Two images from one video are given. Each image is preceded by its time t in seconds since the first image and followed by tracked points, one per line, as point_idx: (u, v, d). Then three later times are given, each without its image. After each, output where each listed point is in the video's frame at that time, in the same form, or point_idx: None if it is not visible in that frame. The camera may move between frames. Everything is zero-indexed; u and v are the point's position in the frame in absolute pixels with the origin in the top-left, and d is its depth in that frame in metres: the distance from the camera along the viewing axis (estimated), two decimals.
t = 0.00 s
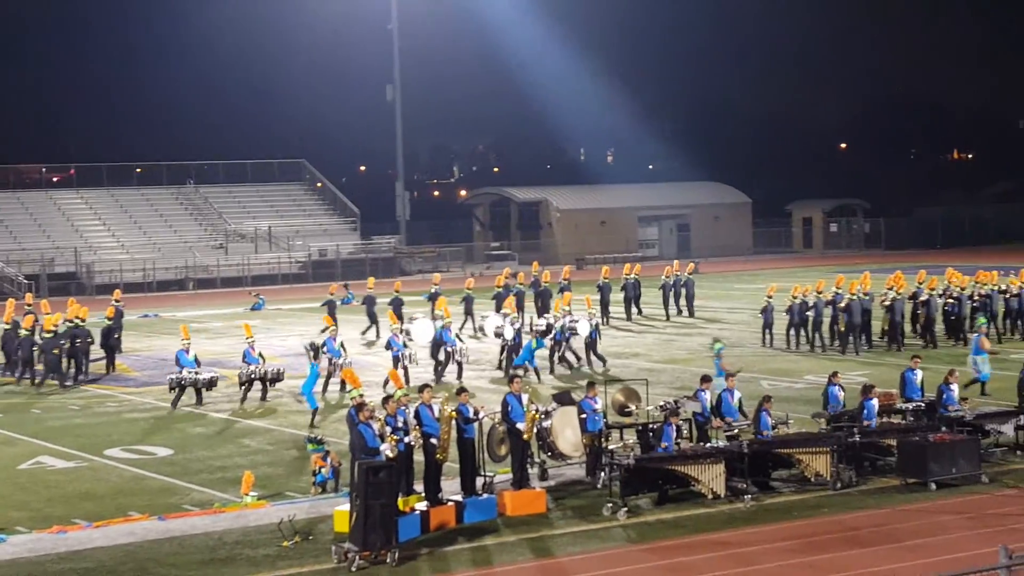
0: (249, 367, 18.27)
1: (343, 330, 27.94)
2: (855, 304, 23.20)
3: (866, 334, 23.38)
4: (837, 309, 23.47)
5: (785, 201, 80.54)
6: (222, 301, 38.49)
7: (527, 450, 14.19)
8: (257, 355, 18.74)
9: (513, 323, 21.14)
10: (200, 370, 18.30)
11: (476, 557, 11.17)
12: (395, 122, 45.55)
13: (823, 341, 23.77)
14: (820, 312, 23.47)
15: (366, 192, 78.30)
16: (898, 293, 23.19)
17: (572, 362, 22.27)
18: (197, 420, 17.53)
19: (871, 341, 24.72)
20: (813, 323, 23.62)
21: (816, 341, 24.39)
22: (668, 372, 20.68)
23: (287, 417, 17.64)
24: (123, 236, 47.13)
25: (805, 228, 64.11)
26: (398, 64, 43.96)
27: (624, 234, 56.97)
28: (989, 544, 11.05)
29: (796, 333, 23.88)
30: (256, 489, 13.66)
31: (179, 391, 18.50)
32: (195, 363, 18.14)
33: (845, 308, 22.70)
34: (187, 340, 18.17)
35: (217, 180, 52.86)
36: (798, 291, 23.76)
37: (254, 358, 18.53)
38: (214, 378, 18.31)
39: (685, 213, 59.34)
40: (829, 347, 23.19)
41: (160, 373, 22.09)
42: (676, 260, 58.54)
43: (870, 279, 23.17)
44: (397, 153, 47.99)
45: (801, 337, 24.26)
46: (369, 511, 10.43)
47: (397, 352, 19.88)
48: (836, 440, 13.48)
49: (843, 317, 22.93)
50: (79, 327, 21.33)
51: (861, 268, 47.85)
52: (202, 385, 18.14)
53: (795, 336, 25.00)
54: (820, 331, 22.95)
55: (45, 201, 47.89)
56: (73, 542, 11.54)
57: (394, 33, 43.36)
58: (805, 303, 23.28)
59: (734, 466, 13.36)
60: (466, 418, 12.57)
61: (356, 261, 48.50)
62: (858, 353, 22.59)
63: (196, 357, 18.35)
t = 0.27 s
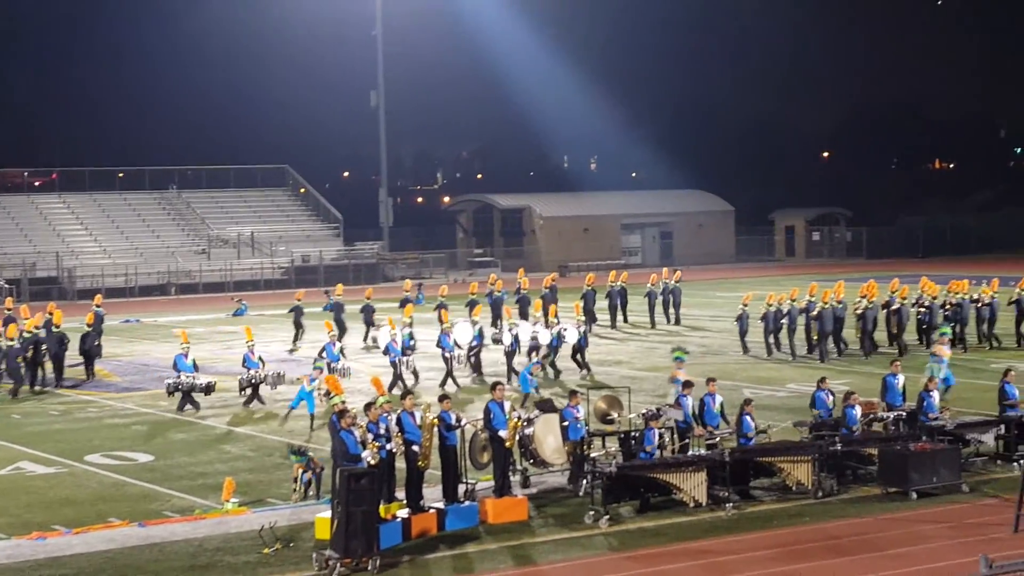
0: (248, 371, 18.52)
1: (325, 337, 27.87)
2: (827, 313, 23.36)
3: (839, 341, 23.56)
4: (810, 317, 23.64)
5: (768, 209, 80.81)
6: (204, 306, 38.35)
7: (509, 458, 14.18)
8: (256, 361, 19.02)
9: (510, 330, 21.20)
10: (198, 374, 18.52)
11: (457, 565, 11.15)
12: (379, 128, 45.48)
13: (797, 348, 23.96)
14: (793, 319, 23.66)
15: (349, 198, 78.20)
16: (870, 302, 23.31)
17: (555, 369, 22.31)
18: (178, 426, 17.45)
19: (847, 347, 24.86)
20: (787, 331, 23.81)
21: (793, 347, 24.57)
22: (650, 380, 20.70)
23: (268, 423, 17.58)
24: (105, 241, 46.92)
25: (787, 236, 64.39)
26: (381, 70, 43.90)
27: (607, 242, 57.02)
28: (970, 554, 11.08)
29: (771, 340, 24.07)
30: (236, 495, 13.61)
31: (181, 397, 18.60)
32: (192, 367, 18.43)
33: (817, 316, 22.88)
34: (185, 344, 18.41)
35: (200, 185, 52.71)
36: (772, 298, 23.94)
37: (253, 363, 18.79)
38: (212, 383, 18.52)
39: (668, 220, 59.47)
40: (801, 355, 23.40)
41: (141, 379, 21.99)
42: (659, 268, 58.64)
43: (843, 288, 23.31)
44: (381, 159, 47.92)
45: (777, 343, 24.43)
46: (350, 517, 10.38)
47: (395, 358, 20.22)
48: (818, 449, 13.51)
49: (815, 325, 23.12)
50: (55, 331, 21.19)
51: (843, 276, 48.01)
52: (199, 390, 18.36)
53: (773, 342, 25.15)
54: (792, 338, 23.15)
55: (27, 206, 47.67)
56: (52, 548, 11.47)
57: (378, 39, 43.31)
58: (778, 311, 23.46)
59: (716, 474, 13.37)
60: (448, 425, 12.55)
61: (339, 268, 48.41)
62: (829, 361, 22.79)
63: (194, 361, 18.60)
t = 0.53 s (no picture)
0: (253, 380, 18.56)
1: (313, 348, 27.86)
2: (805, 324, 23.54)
3: (818, 352, 23.73)
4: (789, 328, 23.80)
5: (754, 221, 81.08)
6: (191, 317, 38.27)
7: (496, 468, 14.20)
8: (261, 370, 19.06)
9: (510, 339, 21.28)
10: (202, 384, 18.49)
11: None
12: (366, 140, 45.48)
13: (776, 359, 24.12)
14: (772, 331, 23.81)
15: (336, 209, 78.17)
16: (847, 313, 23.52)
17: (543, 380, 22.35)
18: (165, 436, 17.41)
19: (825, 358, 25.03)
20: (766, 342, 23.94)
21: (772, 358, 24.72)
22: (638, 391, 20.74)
23: (256, 434, 17.55)
24: (92, 251, 46.80)
25: (773, 247, 64.60)
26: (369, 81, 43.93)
27: (595, 253, 57.10)
28: (955, 565, 11.13)
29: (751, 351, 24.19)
30: (223, 506, 13.58)
31: (184, 403, 18.79)
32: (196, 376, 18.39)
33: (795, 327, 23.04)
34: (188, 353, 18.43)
35: (187, 195, 52.66)
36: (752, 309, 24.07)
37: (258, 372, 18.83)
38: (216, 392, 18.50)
39: (655, 232, 59.60)
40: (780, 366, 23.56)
41: (129, 388, 21.95)
42: (647, 279, 58.73)
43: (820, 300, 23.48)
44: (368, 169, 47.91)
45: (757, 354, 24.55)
46: (337, 528, 10.31)
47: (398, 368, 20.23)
48: (804, 460, 13.56)
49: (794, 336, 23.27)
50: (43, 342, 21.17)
51: (829, 288, 48.18)
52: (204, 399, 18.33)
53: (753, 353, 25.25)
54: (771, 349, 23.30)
55: (13, 215, 47.54)
56: (38, 558, 11.42)
57: (366, 50, 43.35)
58: (758, 322, 23.60)
59: (703, 485, 13.41)
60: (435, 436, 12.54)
61: (326, 278, 48.36)
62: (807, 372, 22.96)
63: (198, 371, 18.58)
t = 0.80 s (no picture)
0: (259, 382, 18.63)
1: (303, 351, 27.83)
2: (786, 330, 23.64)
3: (799, 357, 23.82)
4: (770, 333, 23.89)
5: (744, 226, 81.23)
6: (179, 320, 38.18)
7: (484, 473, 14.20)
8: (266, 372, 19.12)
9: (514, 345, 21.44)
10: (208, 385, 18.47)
11: None
12: (356, 143, 45.46)
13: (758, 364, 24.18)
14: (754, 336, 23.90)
15: (325, 213, 78.08)
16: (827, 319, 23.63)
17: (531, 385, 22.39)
18: (154, 439, 17.38)
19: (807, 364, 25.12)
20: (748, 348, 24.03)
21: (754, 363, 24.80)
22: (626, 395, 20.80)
23: (245, 437, 17.53)
24: (81, 253, 46.67)
25: (763, 253, 64.72)
26: (359, 85, 43.93)
27: (584, 257, 57.14)
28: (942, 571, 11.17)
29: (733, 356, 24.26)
30: (211, 509, 13.56)
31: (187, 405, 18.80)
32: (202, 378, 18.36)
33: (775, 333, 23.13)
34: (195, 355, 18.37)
35: (176, 198, 52.61)
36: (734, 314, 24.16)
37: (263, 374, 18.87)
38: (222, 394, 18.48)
39: (645, 237, 59.69)
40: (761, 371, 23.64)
41: (118, 391, 21.90)
42: (637, 284, 58.78)
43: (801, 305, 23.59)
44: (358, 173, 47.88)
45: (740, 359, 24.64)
46: (326, 532, 10.29)
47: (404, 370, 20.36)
48: (792, 466, 13.59)
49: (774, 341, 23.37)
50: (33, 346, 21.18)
51: (818, 294, 48.27)
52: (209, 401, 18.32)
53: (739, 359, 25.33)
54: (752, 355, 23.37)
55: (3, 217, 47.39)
56: (26, 561, 11.39)
57: (356, 54, 43.36)
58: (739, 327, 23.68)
59: (691, 490, 13.42)
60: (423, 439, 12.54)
61: (316, 282, 48.31)
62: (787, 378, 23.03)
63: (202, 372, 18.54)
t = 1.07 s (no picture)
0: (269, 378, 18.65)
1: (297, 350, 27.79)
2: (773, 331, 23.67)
3: (786, 358, 23.85)
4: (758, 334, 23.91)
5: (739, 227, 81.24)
6: (173, 318, 38.13)
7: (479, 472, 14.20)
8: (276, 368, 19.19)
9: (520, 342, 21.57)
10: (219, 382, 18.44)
11: None
12: (352, 142, 45.40)
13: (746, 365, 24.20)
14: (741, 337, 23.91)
15: (321, 212, 77.97)
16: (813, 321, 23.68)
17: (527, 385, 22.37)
18: (148, 437, 17.36)
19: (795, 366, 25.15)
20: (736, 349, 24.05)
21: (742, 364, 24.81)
22: (620, 396, 20.79)
23: (239, 435, 17.53)
24: (76, 250, 46.61)
25: (759, 254, 64.71)
26: (355, 84, 43.90)
27: (579, 258, 57.11)
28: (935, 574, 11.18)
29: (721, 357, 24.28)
30: (205, 506, 13.55)
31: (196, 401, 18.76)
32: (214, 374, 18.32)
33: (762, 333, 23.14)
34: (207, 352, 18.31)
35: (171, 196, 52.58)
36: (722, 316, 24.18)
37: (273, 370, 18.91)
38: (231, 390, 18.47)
39: (640, 238, 59.68)
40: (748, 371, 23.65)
41: (113, 388, 21.88)
42: (632, 285, 58.75)
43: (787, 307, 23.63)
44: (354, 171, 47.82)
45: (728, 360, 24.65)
46: (319, 531, 10.26)
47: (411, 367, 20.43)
48: (786, 467, 13.60)
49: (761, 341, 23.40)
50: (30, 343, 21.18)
51: (812, 296, 48.27)
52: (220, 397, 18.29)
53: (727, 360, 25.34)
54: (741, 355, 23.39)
55: None
56: (20, 557, 11.38)
57: (353, 52, 43.32)
58: (728, 328, 23.69)
59: (685, 491, 13.43)
60: (418, 439, 12.53)
61: (311, 281, 48.25)
62: (774, 379, 23.06)
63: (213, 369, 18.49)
